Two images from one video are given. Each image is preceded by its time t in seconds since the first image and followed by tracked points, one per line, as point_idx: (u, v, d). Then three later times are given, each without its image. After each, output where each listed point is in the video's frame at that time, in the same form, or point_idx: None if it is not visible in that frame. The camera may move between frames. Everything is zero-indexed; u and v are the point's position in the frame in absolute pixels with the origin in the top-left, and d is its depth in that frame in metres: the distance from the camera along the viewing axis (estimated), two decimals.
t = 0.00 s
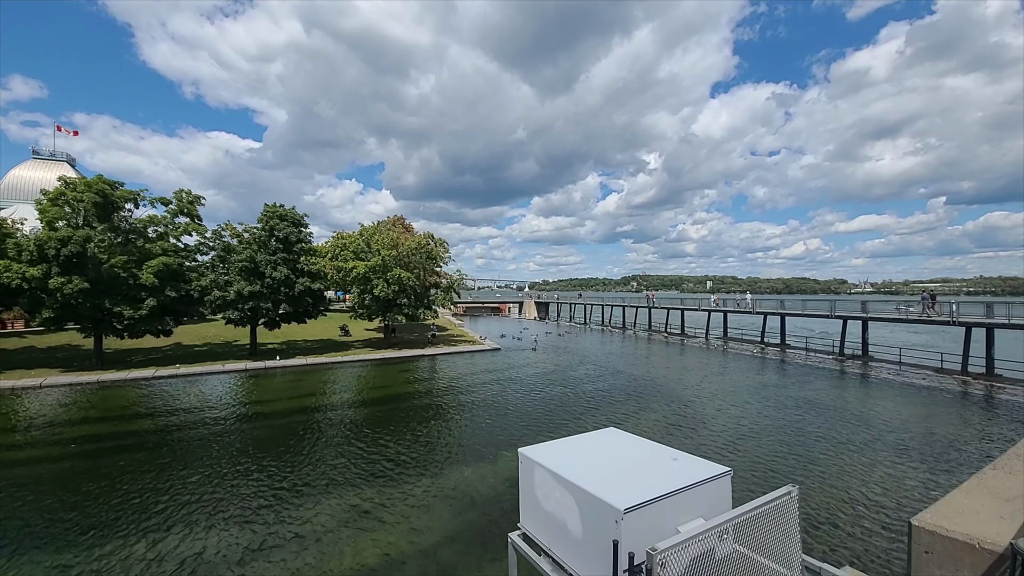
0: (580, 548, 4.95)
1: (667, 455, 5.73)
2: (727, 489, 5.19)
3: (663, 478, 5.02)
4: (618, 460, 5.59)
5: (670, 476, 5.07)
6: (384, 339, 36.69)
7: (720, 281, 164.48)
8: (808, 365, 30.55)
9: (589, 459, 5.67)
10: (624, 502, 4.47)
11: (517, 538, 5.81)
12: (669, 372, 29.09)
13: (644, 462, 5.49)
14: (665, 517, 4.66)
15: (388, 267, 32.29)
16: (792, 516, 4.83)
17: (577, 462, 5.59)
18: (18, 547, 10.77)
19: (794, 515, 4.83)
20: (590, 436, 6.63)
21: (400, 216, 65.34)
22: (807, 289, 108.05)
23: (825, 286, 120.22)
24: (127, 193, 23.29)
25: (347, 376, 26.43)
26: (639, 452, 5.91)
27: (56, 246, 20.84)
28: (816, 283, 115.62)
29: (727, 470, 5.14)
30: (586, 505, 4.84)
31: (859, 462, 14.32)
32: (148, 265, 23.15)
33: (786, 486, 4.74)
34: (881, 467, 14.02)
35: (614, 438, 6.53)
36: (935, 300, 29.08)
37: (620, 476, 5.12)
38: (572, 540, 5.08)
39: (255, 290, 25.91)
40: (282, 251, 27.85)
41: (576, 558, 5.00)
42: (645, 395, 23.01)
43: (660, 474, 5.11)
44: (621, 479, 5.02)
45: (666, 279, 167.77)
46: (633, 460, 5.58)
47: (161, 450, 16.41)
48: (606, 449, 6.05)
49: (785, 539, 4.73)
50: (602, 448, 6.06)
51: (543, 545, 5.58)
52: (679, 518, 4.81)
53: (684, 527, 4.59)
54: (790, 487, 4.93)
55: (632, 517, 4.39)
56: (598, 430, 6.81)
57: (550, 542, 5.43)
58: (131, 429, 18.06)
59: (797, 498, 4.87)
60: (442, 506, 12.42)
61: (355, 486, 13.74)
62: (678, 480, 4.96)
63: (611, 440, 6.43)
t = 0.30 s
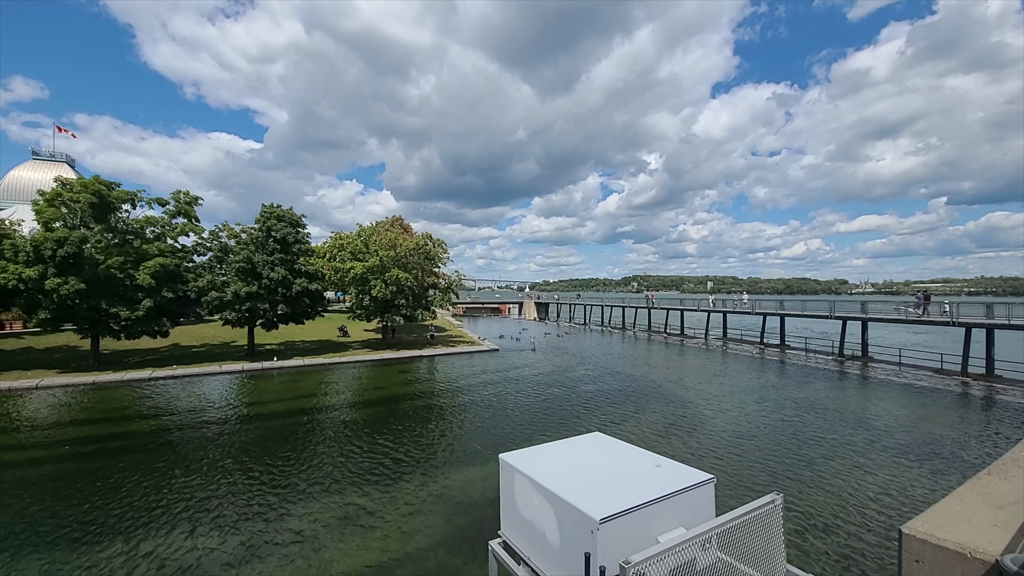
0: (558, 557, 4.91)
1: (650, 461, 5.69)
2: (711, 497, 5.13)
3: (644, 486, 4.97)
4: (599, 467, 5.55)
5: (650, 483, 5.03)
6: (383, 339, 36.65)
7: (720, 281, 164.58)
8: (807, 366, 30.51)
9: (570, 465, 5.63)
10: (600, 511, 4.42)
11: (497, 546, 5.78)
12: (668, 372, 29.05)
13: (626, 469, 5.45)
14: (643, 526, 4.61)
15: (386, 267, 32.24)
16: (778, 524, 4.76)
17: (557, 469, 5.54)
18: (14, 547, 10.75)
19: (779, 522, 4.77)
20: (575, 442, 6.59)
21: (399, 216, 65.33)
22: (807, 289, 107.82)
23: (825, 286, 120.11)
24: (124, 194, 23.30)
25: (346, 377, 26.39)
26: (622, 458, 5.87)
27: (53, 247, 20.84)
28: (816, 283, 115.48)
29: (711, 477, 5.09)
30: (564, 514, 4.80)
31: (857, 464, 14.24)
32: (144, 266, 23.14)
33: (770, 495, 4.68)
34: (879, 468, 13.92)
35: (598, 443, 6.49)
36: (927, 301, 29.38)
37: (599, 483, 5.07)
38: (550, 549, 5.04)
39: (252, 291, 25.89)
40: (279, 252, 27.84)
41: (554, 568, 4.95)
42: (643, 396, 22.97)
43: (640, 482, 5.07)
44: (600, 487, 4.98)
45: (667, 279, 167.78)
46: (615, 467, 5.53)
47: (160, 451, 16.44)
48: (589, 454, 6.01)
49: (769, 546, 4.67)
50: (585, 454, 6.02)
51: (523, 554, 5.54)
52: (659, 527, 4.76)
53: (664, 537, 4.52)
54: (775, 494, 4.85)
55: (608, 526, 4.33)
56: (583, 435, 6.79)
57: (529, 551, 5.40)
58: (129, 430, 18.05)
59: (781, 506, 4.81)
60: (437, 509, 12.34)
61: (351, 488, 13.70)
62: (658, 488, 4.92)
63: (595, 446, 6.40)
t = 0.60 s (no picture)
0: (539, 565, 4.85)
1: (636, 466, 5.63)
2: (698, 502, 5.10)
3: (627, 493, 4.91)
4: (584, 471, 5.49)
5: (635, 490, 4.97)
6: (383, 339, 36.64)
7: (722, 281, 164.17)
8: (808, 366, 30.36)
9: (554, 470, 5.57)
10: (579, 519, 4.35)
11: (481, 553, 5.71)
12: (668, 373, 28.93)
13: (613, 473, 5.39)
14: (625, 533, 4.56)
15: (385, 267, 32.20)
16: (765, 529, 4.74)
17: (540, 474, 5.49)
18: (10, 547, 10.70)
19: (767, 528, 4.75)
20: (562, 445, 6.55)
21: (400, 216, 65.33)
22: (809, 289, 107.40)
23: (826, 286, 119.67)
24: (123, 193, 23.31)
25: (345, 377, 26.34)
26: (608, 462, 5.81)
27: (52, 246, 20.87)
28: (818, 283, 115.06)
29: (698, 482, 5.06)
30: (544, 521, 4.73)
31: (857, 465, 14.10)
32: (143, 265, 23.15)
33: (757, 501, 4.63)
34: (879, 470, 13.79)
35: (586, 446, 6.44)
36: (924, 301, 29.45)
37: (583, 488, 5.02)
38: (532, 557, 4.98)
39: (251, 290, 25.91)
40: (278, 252, 27.86)
41: None
42: (643, 397, 22.84)
43: (625, 488, 5.01)
44: (583, 492, 4.92)
45: (669, 279, 167.52)
46: (600, 471, 5.47)
47: (158, 450, 16.41)
48: (574, 458, 5.96)
49: (757, 552, 4.64)
50: (570, 458, 5.97)
51: (507, 561, 5.48)
52: (642, 536, 4.70)
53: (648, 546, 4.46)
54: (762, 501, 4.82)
55: (587, 534, 4.27)
56: (571, 438, 6.74)
57: (512, 558, 5.34)
58: (127, 429, 18.03)
59: (769, 513, 4.75)
60: (434, 509, 12.26)
61: (348, 487, 13.67)
62: (640, 494, 4.86)
63: (582, 449, 6.34)
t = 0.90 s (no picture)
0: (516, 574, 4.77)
1: (619, 470, 5.57)
2: (681, 508, 5.01)
3: (606, 499, 4.83)
4: (565, 476, 5.43)
5: (616, 496, 4.90)
6: (381, 339, 36.58)
7: (722, 281, 164.17)
8: (808, 366, 30.26)
9: (534, 475, 5.50)
10: (553, 527, 4.27)
11: (459, 560, 5.63)
12: (667, 372, 28.85)
13: (595, 478, 5.32)
14: (603, 540, 4.48)
15: (382, 267, 32.14)
16: (750, 537, 4.63)
17: (519, 479, 5.41)
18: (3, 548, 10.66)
19: (751, 535, 4.63)
20: (546, 448, 6.48)
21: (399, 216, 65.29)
22: (810, 289, 107.15)
23: (827, 286, 119.30)
24: (118, 193, 23.24)
25: (343, 377, 26.27)
26: (590, 466, 5.73)
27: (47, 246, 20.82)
28: (819, 283, 114.84)
29: (681, 488, 4.99)
30: (520, 529, 4.65)
31: (854, 466, 14.01)
32: (139, 265, 23.08)
33: (742, 508, 4.52)
34: (876, 471, 13.70)
35: (570, 450, 6.37)
36: (920, 301, 29.43)
37: (562, 494, 4.94)
38: (509, 565, 4.90)
39: (248, 290, 25.85)
40: (275, 252, 27.81)
41: None
42: (641, 397, 22.76)
43: (605, 494, 4.93)
44: (562, 499, 4.85)
45: (669, 279, 167.37)
46: (581, 477, 5.39)
47: (155, 450, 16.38)
48: (556, 463, 5.90)
49: (741, 561, 4.52)
50: (552, 462, 5.90)
51: (485, 568, 5.40)
52: (622, 544, 4.62)
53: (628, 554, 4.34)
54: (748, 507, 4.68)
55: (561, 543, 4.18)
56: (555, 441, 6.68)
57: (491, 566, 5.26)
58: (124, 429, 17.99)
59: (755, 519, 4.62)
60: (428, 510, 12.19)
61: (344, 487, 13.62)
62: (620, 501, 4.78)
63: (565, 453, 6.27)
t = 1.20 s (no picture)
0: None
1: (599, 477, 5.50)
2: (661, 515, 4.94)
3: (583, 508, 4.75)
4: (544, 483, 5.36)
5: (593, 504, 4.83)
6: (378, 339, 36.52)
7: (721, 281, 164.12)
8: (805, 366, 30.19)
9: (512, 482, 5.42)
10: (525, 538, 4.18)
11: (436, 567, 5.54)
12: (664, 373, 28.79)
13: (574, 485, 5.25)
14: (578, 550, 4.40)
15: (379, 266, 32.07)
16: (733, 545, 4.55)
17: (497, 486, 5.33)
18: None
19: (734, 544, 4.55)
20: (529, 453, 6.41)
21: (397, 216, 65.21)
22: (809, 289, 107.06)
23: (826, 286, 119.34)
24: (113, 192, 23.16)
25: (339, 377, 26.17)
26: (570, 473, 5.66)
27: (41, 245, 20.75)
28: (818, 283, 114.79)
29: (662, 496, 4.94)
30: (494, 539, 4.56)
31: (850, 467, 13.94)
32: (133, 266, 23.00)
33: (724, 517, 4.42)
34: (872, 471, 13.65)
35: (552, 455, 6.31)
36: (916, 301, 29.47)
37: (539, 502, 4.87)
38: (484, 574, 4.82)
39: (243, 290, 25.76)
40: (271, 251, 27.74)
41: None
42: (637, 397, 22.68)
43: (583, 501, 4.87)
44: (539, 507, 4.78)
45: (668, 279, 167.38)
46: (560, 484, 5.32)
47: (149, 451, 16.29)
48: (537, 468, 5.83)
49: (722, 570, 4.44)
50: (532, 468, 5.83)
51: None
52: (599, 553, 4.55)
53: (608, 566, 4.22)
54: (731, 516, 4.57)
55: (532, 555, 4.08)
56: (539, 445, 6.63)
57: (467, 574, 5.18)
58: (118, 430, 17.90)
59: (737, 528, 4.52)
60: (422, 511, 12.11)
61: (338, 488, 13.56)
62: (597, 510, 4.70)
63: (547, 458, 6.21)
